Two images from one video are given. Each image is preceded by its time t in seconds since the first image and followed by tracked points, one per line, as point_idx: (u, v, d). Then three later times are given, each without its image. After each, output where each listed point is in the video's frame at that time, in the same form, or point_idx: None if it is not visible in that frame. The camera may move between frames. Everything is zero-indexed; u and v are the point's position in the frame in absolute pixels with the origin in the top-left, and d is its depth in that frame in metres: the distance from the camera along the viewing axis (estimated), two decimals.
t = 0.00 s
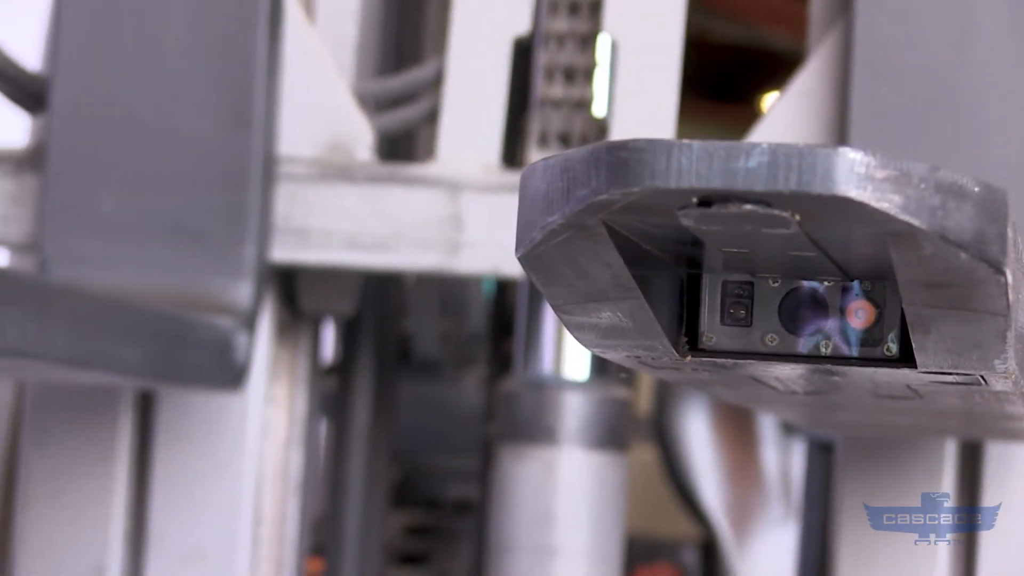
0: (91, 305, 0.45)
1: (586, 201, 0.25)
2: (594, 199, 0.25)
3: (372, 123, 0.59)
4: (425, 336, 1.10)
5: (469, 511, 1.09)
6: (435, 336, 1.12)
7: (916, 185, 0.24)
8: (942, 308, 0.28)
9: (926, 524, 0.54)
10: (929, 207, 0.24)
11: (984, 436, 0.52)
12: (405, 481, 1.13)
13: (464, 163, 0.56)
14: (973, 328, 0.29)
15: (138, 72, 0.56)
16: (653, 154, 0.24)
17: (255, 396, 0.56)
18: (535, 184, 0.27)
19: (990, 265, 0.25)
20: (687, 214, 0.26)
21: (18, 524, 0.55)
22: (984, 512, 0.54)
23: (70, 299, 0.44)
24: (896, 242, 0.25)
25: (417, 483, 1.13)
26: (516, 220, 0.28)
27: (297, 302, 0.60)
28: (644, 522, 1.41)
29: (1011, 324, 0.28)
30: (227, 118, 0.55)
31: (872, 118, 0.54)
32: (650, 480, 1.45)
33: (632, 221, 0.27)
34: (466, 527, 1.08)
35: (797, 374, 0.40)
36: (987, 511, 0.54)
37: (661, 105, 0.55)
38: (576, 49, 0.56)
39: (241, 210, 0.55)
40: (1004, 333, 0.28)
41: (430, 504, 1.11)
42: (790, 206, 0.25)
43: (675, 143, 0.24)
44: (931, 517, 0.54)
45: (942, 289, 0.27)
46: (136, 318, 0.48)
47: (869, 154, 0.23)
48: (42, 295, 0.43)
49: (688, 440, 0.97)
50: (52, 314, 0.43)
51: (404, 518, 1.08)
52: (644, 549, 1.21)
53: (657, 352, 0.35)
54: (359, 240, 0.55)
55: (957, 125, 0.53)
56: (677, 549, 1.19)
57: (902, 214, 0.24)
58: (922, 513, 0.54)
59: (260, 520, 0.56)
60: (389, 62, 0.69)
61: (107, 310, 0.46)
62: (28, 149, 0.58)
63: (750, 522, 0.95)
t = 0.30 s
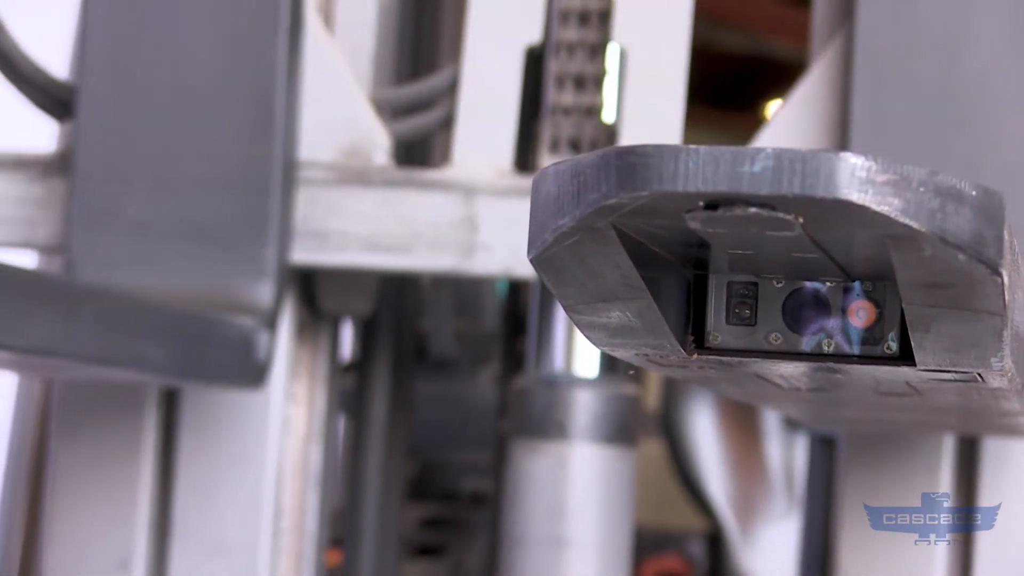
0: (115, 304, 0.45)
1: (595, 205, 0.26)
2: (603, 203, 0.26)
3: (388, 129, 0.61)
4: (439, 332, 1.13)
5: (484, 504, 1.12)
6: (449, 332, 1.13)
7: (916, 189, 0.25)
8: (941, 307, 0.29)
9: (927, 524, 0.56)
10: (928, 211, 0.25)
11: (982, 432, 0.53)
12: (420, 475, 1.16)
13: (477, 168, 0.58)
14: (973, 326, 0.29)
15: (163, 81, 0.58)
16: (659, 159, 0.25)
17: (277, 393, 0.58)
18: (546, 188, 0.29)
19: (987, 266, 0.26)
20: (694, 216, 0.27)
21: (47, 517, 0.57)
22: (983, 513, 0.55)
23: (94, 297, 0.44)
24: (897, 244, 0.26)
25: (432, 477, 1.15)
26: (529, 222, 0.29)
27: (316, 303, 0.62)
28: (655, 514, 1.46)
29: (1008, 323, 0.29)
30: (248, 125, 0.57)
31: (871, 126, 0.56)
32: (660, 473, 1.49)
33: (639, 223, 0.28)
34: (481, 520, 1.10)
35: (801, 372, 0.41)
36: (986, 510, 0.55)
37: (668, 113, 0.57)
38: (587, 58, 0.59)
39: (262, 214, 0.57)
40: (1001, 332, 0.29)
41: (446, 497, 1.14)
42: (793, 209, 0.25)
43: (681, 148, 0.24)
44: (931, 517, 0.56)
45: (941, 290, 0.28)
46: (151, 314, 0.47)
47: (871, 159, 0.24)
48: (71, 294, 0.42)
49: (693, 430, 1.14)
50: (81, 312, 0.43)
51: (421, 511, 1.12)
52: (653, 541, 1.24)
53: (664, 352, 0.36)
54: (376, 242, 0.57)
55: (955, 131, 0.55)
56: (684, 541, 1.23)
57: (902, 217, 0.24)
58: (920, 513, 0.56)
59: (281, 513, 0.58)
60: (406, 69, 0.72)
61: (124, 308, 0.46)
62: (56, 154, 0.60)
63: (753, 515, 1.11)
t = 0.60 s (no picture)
0: (133, 305, 0.47)
1: (597, 209, 0.28)
2: (605, 207, 0.27)
3: (396, 136, 0.64)
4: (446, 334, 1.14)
5: (490, 499, 1.12)
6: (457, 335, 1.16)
7: (908, 193, 0.26)
8: (931, 308, 0.30)
9: (926, 524, 0.58)
10: (920, 214, 0.26)
11: (972, 428, 0.55)
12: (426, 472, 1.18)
13: (483, 173, 0.59)
14: (964, 326, 0.31)
15: (178, 89, 0.60)
16: (658, 165, 0.26)
17: (288, 390, 0.59)
18: (549, 192, 0.30)
19: (975, 267, 0.27)
20: (692, 220, 0.28)
21: (65, 512, 0.59)
22: (983, 512, 0.57)
23: (111, 297, 0.45)
24: (889, 247, 0.28)
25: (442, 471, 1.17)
26: (533, 225, 0.31)
27: (326, 303, 0.64)
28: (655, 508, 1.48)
29: (996, 323, 0.31)
30: (260, 132, 0.59)
31: (864, 132, 0.58)
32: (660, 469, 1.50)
33: (639, 226, 0.30)
34: (488, 514, 1.10)
35: (796, 371, 0.43)
36: (977, 509, 0.57)
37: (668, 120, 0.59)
38: (588, 67, 0.60)
39: (274, 218, 0.59)
40: (989, 331, 0.31)
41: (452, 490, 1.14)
42: (788, 213, 0.27)
43: (680, 154, 0.26)
44: (929, 517, 0.58)
45: (932, 290, 0.29)
46: (168, 316, 0.49)
47: (864, 164, 0.25)
48: (90, 296, 0.44)
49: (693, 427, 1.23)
50: (100, 311, 0.45)
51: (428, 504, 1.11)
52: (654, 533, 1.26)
53: (664, 350, 0.38)
54: (384, 245, 0.59)
55: (946, 137, 0.56)
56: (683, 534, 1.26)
57: (895, 220, 0.26)
58: (918, 513, 0.58)
59: (293, 507, 0.60)
60: (413, 78, 0.74)
61: (143, 308, 0.47)
62: (75, 160, 0.62)
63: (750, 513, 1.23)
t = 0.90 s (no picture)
0: (145, 306, 0.49)
1: (596, 213, 0.29)
2: (603, 211, 0.29)
3: (400, 144, 0.65)
4: (450, 335, 1.15)
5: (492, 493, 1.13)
6: (460, 335, 1.16)
7: (896, 199, 0.28)
8: (920, 309, 0.32)
9: (925, 523, 0.59)
10: (909, 219, 0.28)
11: (957, 427, 0.57)
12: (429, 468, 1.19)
13: (485, 180, 0.61)
14: (952, 327, 0.33)
15: (190, 98, 0.62)
16: (654, 171, 0.28)
17: (296, 389, 0.61)
18: (550, 198, 0.32)
19: (961, 270, 0.29)
20: (687, 225, 0.30)
21: (80, 507, 0.61)
22: (983, 513, 0.59)
23: (124, 298, 0.48)
24: (879, 251, 0.29)
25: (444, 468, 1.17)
26: (534, 230, 0.33)
27: (333, 305, 0.66)
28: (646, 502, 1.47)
29: (982, 325, 0.33)
30: (270, 140, 0.61)
31: (854, 140, 0.60)
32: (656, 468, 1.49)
33: (636, 229, 0.32)
34: (490, 509, 1.11)
35: (787, 372, 0.45)
36: (958, 509, 0.59)
37: (661, 129, 0.61)
38: (587, 76, 0.62)
39: (283, 223, 0.61)
40: (977, 333, 0.33)
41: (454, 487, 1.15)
42: (781, 218, 0.28)
43: (675, 161, 0.27)
44: (929, 516, 0.59)
45: (920, 292, 0.31)
46: (179, 317, 0.51)
47: (853, 171, 0.27)
48: (102, 300, 0.46)
49: (687, 426, 1.27)
50: (112, 313, 0.47)
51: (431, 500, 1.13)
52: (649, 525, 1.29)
53: (660, 350, 0.40)
54: (389, 249, 0.61)
55: (931, 143, 0.58)
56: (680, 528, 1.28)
57: (882, 225, 0.27)
58: (914, 512, 0.60)
59: (300, 501, 0.62)
60: (417, 85, 0.76)
61: (154, 309, 0.49)
62: (89, 166, 0.64)
63: (743, 506, 1.24)
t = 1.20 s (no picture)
0: (158, 308, 0.51)
1: (594, 220, 0.30)
2: (602, 218, 0.30)
3: (406, 151, 0.67)
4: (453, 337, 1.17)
5: (494, 491, 1.18)
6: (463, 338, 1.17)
7: (886, 206, 0.29)
8: (906, 313, 0.34)
9: (927, 523, 0.62)
10: (899, 224, 0.29)
11: (946, 426, 0.59)
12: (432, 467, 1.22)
13: (488, 188, 0.63)
14: (939, 332, 0.35)
15: (202, 109, 0.64)
16: (650, 178, 0.28)
17: (305, 390, 0.63)
18: (550, 204, 0.33)
19: (950, 275, 0.31)
20: (683, 230, 0.32)
21: (96, 502, 0.63)
22: (984, 513, 0.61)
23: (140, 301, 0.50)
24: (869, 256, 0.31)
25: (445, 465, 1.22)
26: (534, 236, 0.34)
27: (341, 309, 0.68)
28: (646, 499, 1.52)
29: (968, 328, 0.35)
30: (280, 149, 0.63)
31: (845, 150, 0.62)
32: (653, 467, 1.53)
33: (632, 234, 0.33)
34: (492, 505, 1.16)
35: (780, 372, 0.47)
36: (951, 509, 0.61)
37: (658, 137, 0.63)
38: (586, 87, 0.65)
39: (292, 229, 0.63)
40: (963, 334, 0.35)
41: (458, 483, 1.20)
42: (775, 224, 0.30)
43: (671, 169, 0.28)
44: (931, 517, 0.62)
45: (910, 296, 0.33)
46: (192, 319, 0.53)
47: (844, 179, 0.28)
48: (118, 302, 0.49)
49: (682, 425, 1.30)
50: (129, 314, 0.49)
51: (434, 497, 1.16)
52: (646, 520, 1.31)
53: (657, 352, 0.42)
54: (396, 255, 0.63)
55: (920, 151, 0.60)
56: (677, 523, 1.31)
57: (873, 231, 0.28)
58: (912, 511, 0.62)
59: (310, 497, 0.65)
60: (422, 94, 0.78)
61: (168, 311, 0.52)
62: (105, 175, 0.67)
63: (737, 503, 1.26)
